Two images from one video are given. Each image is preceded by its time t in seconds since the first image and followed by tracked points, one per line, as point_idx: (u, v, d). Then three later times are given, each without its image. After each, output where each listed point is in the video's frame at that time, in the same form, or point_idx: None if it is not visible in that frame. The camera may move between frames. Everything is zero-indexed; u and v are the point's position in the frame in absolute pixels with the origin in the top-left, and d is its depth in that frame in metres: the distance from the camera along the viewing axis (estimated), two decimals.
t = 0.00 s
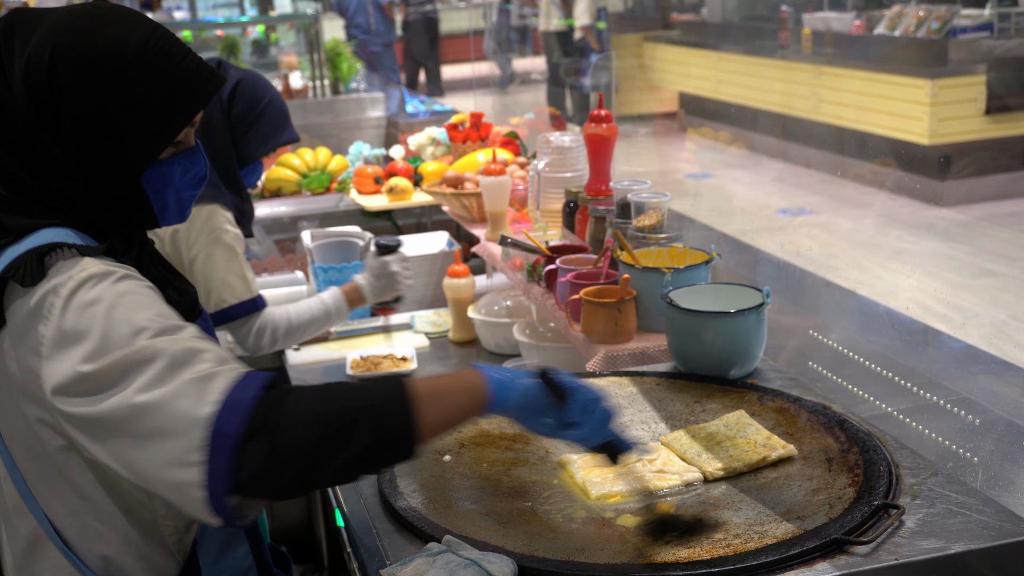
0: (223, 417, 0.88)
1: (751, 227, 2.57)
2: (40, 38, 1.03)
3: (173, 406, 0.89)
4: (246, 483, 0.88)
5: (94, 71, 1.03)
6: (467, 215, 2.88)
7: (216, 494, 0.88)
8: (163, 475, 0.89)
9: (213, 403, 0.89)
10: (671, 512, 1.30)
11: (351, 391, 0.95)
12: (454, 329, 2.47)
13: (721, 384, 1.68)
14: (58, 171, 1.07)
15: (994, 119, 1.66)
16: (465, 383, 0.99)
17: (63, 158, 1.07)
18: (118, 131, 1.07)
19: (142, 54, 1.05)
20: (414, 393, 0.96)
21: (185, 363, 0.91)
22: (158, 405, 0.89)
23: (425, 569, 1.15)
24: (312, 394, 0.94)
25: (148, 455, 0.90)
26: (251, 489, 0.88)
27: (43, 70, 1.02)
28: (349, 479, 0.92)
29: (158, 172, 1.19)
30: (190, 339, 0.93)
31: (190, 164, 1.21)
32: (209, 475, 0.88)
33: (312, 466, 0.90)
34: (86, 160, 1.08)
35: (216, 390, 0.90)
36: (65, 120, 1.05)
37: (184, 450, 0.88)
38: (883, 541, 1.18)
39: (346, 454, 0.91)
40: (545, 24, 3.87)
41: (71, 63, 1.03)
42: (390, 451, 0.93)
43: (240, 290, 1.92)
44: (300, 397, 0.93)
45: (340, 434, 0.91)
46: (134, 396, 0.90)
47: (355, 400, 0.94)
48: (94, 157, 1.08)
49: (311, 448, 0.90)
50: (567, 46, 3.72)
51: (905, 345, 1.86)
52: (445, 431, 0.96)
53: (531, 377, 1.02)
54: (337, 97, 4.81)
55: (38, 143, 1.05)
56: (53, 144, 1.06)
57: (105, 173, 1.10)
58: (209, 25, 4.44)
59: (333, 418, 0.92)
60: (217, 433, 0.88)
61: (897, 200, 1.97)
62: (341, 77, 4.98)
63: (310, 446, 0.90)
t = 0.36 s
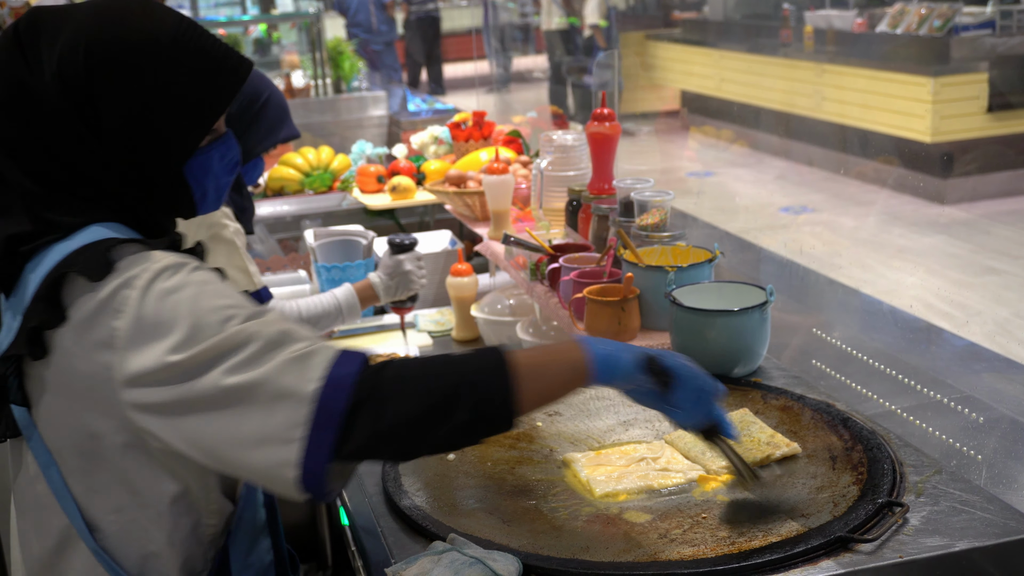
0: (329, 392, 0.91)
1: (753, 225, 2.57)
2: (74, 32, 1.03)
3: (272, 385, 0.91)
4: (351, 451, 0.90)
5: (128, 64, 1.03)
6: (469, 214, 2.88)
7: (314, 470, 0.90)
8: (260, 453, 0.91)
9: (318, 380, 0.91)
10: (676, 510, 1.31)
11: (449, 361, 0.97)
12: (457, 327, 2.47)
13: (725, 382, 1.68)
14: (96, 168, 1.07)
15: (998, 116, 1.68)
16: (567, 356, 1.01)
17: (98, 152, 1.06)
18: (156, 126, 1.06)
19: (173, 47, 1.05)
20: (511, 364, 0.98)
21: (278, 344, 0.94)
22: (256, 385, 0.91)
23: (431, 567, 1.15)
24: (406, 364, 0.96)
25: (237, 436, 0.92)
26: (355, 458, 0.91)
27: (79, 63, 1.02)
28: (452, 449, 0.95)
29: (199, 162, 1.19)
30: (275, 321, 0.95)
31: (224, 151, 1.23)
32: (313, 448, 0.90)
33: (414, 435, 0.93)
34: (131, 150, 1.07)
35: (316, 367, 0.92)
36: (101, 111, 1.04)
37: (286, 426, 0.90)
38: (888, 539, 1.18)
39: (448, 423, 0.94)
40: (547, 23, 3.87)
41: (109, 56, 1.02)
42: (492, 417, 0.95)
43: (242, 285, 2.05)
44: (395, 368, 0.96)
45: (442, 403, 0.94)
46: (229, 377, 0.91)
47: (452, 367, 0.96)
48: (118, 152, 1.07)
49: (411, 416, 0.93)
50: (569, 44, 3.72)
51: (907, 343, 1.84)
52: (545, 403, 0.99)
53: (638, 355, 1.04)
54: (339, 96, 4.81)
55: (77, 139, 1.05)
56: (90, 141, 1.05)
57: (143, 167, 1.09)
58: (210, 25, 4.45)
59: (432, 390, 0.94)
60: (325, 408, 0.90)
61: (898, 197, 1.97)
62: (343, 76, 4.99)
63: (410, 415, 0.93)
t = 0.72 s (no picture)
0: (407, 357, 1.04)
1: (747, 216, 2.57)
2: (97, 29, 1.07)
3: (346, 353, 1.03)
4: (431, 406, 1.05)
5: (158, 55, 1.08)
6: (463, 205, 2.88)
7: (386, 426, 1.04)
8: (332, 413, 1.04)
9: (396, 347, 1.04)
10: (669, 499, 1.31)
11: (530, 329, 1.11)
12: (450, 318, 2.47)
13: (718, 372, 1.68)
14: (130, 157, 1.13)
15: (991, 108, 1.68)
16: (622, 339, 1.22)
17: (131, 143, 1.12)
18: (183, 119, 1.12)
19: (197, 37, 1.10)
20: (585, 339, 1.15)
21: (349, 316, 1.05)
22: (330, 352, 1.03)
23: (423, 557, 1.15)
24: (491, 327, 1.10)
25: (304, 401, 1.04)
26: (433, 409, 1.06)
27: (108, 62, 1.07)
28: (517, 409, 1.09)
29: (225, 143, 1.21)
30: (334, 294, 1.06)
31: (249, 132, 1.25)
32: (389, 407, 1.04)
33: (492, 393, 1.07)
34: (164, 143, 1.14)
35: (389, 333, 1.04)
36: (131, 103, 1.10)
37: (368, 385, 1.03)
38: (880, 528, 1.18)
39: (517, 390, 1.07)
40: (541, 14, 3.87)
41: (138, 53, 1.08)
42: (563, 379, 1.10)
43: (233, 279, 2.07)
44: (478, 333, 1.09)
45: (519, 366, 1.08)
46: (298, 350, 1.03)
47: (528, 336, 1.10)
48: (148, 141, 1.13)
49: (491, 378, 1.07)
50: (564, 36, 3.72)
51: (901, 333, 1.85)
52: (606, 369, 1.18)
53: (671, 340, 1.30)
54: (333, 87, 4.80)
55: (109, 130, 1.10)
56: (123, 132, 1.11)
57: (172, 157, 1.15)
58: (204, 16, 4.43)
59: (516, 355, 1.08)
60: (407, 371, 1.04)
61: (892, 188, 1.98)
62: (337, 68, 5.00)
63: (491, 374, 1.07)
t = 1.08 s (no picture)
0: (332, 372, 0.98)
1: (750, 213, 2.57)
2: (107, 14, 1.10)
3: (279, 359, 0.99)
4: (354, 427, 0.98)
5: (162, 47, 1.11)
6: (466, 202, 2.89)
7: (316, 446, 0.98)
8: (258, 423, 1.00)
9: (320, 361, 0.99)
10: (673, 497, 1.31)
11: (432, 339, 1.04)
12: (454, 315, 2.47)
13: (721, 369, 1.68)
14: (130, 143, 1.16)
15: (994, 104, 1.68)
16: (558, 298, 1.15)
17: (132, 129, 1.15)
18: (183, 112, 1.15)
19: (207, 33, 1.13)
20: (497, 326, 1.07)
21: (288, 323, 1.01)
22: (266, 356, 0.99)
23: (428, 554, 1.16)
24: (393, 348, 1.03)
25: (232, 403, 1.01)
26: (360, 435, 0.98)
27: (113, 45, 1.10)
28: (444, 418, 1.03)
29: (222, 139, 1.25)
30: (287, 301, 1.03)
31: (248, 131, 1.28)
32: (314, 426, 0.98)
33: (412, 411, 1.00)
34: (159, 132, 1.16)
35: (321, 348, 1.00)
36: (132, 90, 1.12)
37: (293, 398, 0.98)
38: (883, 525, 1.19)
39: (442, 395, 1.02)
40: (543, 11, 3.88)
41: (143, 39, 1.10)
42: (482, 382, 1.04)
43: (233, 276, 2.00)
44: (384, 354, 1.02)
45: (431, 378, 1.01)
46: (241, 352, 1.00)
47: (434, 346, 1.03)
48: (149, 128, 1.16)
49: (405, 396, 1.00)
50: (566, 32, 3.72)
51: (904, 330, 1.85)
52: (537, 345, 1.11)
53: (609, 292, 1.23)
54: (336, 84, 4.80)
55: (110, 113, 1.14)
56: (124, 118, 1.14)
57: (172, 146, 1.18)
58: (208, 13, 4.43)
59: (427, 368, 1.01)
60: (321, 387, 0.98)
61: (895, 185, 1.98)
62: (339, 64, 5.01)
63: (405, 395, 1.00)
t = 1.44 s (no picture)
0: (231, 371, 0.97)
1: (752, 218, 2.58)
2: (94, 6, 1.15)
3: (192, 349, 0.99)
4: (245, 435, 0.97)
5: (144, 40, 1.15)
6: (470, 205, 2.89)
7: (218, 442, 0.97)
8: (180, 411, 1.00)
9: (224, 359, 0.97)
10: (675, 499, 1.31)
11: (352, 359, 1.02)
12: (456, 317, 2.47)
13: (724, 372, 1.68)
14: (119, 132, 1.20)
15: (996, 111, 1.66)
16: (469, 363, 1.09)
17: (121, 119, 1.20)
18: (166, 99, 1.19)
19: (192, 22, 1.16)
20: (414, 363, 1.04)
21: (209, 314, 1.01)
22: (183, 344, 0.99)
23: (431, 554, 1.15)
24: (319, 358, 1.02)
25: (159, 389, 1.01)
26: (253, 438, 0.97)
27: (98, 35, 1.15)
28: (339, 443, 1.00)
29: (203, 125, 1.29)
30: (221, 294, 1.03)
31: (233, 117, 1.31)
32: (214, 424, 0.97)
33: (312, 421, 0.99)
34: (143, 118, 1.20)
35: (229, 345, 0.98)
36: (117, 79, 1.17)
37: (200, 394, 0.97)
38: (886, 529, 1.19)
39: (341, 419, 0.99)
40: (547, 15, 3.88)
41: (124, 29, 1.14)
42: (388, 410, 1.01)
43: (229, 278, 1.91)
44: (306, 363, 1.01)
45: (336, 399, 1.00)
46: (164, 340, 0.99)
47: (353, 370, 1.02)
48: (138, 118, 1.20)
49: (306, 407, 0.98)
50: (570, 36, 3.73)
51: (908, 335, 1.85)
52: (440, 402, 1.05)
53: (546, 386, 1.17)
54: (340, 86, 4.81)
55: (97, 102, 1.18)
56: (111, 107, 1.19)
57: (157, 135, 1.22)
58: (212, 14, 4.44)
59: (331, 384, 1.00)
60: (223, 385, 0.97)
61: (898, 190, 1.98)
62: (343, 66, 5.02)
63: (307, 405, 0.98)
